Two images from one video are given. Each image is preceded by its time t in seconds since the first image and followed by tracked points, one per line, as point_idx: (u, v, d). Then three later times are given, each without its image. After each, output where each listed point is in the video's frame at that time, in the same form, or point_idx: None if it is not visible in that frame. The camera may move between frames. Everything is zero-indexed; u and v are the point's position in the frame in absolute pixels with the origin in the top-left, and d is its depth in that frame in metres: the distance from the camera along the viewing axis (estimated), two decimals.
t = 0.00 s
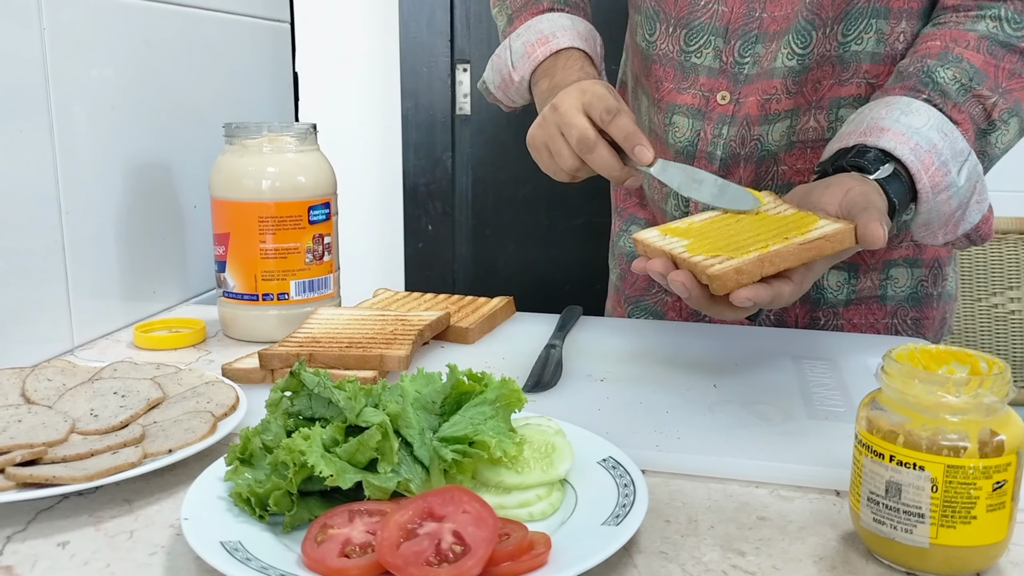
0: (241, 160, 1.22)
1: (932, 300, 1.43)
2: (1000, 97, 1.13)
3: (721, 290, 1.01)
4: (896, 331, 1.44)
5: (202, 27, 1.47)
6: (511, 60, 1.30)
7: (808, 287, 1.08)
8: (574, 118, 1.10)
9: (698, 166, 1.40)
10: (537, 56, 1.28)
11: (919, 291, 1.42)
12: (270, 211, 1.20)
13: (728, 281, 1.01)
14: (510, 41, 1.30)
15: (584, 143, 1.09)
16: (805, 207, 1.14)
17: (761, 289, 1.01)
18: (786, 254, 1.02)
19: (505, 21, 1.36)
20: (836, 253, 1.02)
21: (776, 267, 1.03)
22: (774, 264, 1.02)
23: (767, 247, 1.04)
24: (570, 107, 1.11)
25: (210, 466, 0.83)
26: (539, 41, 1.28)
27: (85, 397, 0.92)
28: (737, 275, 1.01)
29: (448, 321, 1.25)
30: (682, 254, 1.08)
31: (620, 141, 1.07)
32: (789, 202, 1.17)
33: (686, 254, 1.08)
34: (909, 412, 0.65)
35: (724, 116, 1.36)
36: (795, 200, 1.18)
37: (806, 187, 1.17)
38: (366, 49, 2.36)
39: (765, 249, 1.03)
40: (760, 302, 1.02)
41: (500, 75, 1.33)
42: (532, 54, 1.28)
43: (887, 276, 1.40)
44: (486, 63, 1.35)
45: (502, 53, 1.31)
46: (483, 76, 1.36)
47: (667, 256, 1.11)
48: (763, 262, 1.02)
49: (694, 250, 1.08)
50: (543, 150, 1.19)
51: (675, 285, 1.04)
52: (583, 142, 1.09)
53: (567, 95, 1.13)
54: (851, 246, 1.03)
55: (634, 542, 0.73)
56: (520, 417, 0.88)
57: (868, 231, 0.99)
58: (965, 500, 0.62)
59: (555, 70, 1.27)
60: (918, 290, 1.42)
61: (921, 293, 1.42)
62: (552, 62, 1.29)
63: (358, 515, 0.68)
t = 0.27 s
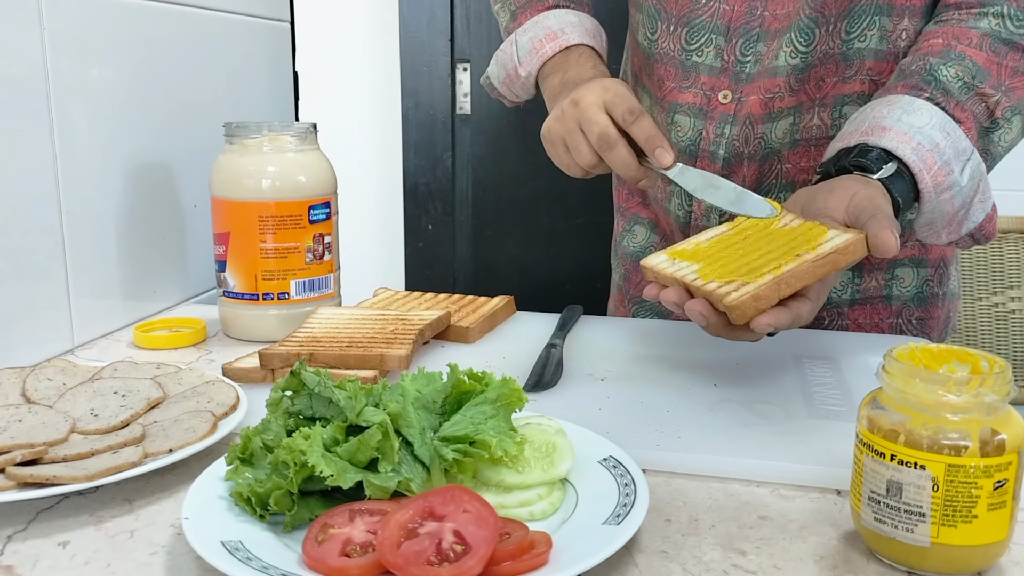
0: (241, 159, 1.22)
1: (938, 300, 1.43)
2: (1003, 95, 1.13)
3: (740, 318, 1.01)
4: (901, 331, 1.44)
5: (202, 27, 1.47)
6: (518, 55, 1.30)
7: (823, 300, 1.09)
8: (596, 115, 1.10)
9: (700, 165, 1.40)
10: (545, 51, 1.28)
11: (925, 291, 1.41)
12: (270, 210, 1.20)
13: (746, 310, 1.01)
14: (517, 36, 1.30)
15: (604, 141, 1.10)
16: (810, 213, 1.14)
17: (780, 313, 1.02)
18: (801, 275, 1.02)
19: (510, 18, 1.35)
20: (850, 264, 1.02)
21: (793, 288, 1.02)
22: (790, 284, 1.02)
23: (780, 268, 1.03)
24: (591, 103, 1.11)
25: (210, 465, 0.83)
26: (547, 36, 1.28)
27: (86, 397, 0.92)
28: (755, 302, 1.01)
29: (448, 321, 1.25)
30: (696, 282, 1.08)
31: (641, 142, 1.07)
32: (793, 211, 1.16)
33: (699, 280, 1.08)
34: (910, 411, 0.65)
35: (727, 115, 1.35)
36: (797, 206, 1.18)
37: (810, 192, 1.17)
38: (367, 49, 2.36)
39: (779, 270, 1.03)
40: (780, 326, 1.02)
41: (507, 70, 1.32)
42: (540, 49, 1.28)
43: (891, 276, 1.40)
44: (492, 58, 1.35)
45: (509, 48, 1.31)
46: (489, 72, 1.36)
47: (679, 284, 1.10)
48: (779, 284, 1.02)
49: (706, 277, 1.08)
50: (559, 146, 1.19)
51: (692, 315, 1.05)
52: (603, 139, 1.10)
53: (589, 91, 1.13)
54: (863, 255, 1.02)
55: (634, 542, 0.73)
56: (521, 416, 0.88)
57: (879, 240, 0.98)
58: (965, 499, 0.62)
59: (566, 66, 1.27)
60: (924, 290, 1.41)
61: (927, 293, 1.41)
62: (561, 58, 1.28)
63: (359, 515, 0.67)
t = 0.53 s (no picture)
0: (241, 160, 1.22)
1: (941, 300, 1.43)
2: (1000, 93, 1.13)
3: (738, 315, 1.01)
4: (904, 331, 1.44)
5: (202, 28, 1.48)
6: (527, 56, 1.30)
7: (819, 297, 1.09)
8: (603, 114, 1.09)
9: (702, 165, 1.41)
10: (553, 52, 1.28)
11: (928, 291, 1.41)
12: (270, 211, 1.21)
13: (744, 306, 1.00)
14: (524, 38, 1.30)
15: (612, 140, 1.09)
16: (804, 207, 1.15)
17: (778, 309, 1.01)
18: (799, 271, 1.02)
19: (516, 19, 1.35)
20: (847, 260, 1.02)
21: (790, 283, 1.03)
22: (787, 280, 1.02)
23: (777, 265, 1.04)
24: (598, 102, 1.10)
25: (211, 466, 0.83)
26: (554, 36, 1.28)
27: (87, 397, 0.92)
28: (752, 298, 1.01)
29: (449, 321, 1.25)
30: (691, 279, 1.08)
31: (648, 140, 1.06)
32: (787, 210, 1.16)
33: (695, 279, 1.07)
34: (910, 411, 0.65)
35: (729, 115, 1.36)
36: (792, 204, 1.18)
37: (805, 188, 1.17)
38: (367, 49, 2.36)
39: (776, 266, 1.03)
40: (778, 323, 1.02)
41: (515, 72, 1.32)
42: (548, 50, 1.28)
43: (894, 277, 1.40)
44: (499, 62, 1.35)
45: (516, 50, 1.31)
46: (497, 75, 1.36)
47: (675, 281, 1.10)
48: (776, 280, 1.02)
49: (703, 274, 1.08)
50: (567, 144, 1.18)
51: (689, 312, 1.04)
52: (611, 138, 1.09)
53: (596, 89, 1.12)
54: (859, 250, 1.03)
55: (635, 541, 0.73)
56: (521, 417, 0.88)
57: (875, 233, 0.99)
58: (965, 500, 0.62)
59: (576, 64, 1.27)
60: (926, 290, 1.42)
61: (930, 293, 1.42)
62: (570, 58, 1.28)
63: (359, 515, 0.68)
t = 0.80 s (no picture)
0: (241, 160, 1.22)
1: (942, 300, 1.43)
2: (995, 96, 1.13)
3: (722, 312, 1.01)
4: (905, 331, 1.44)
5: (202, 28, 1.47)
6: (529, 61, 1.31)
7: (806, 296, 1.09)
8: (591, 127, 1.10)
9: (699, 165, 1.41)
10: (555, 57, 1.28)
11: (929, 291, 1.41)
12: (271, 211, 1.21)
13: (727, 304, 1.01)
14: (526, 44, 1.31)
15: (599, 155, 1.10)
16: (793, 210, 1.15)
17: (761, 307, 1.02)
18: (783, 270, 1.02)
19: (518, 24, 1.35)
20: (831, 259, 1.02)
21: (774, 282, 1.02)
22: (771, 279, 1.02)
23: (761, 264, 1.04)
24: (586, 117, 1.11)
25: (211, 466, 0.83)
26: (556, 41, 1.28)
27: (87, 398, 0.93)
28: (735, 297, 1.01)
29: (449, 321, 1.25)
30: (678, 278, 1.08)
31: (634, 153, 1.06)
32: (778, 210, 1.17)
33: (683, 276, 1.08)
34: (910, 411, 0.65)
35: (726, 116, 1.35)
36: (782, 206, 1.18)
37: (795, 190, 1.17)
38: (367, 49, 2.36)
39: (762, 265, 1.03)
40: (761, 321, 1.02)
41: (519, 77, 1.33)
42: (550, 55, 1.28)
43: (894, 276, 1.40)
44: (503, 68, 1.36)
45: (519, 56, 1.32)
46: (501, 82, 1.37)
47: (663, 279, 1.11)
48: (760, 279, 1.02)
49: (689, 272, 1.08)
50: (564, 160, 1.19)
51: (675, 309, 1.05)
52: (597, 152, 1.09)
53: (583, 103, 1.13)
54: (844, 250, 1.02)
55: (634, 541, 0.73)
56: (522, 417, 0.88)
57: (857, 233, 0.99)
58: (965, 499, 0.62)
59: (575, 69, 1.27)
60: (928, 290, 1.41)
61: (931, 293, 1.41)
62: (571, 61, 1.28)
63: (359, 515, 0.68)
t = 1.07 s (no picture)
0: (241, 160, 1.22)
1: (944, 300, 1.43)
2: (1011, 98, 1.12)
3: (746, 318, 1.01)
4: (906, 331, 1.44)
5: (202, 28, 1.47)
6: (516, 60, 1.30)
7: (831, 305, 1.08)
8: (555, 115, 1.11)
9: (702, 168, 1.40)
10: (539, 53, 1.28)
11: (931, 291, 1.41)
12: (271, 211, 1.20)
13: (752, 309, 1.01)
14: (513, 41, 1.31)
15: (566, 141, 1.10)
16: (818, 218, 1.14)
17: (786, 314, 1.01)
18: (809, 277, 1.02)
19: (513, 21, 1.36)
20: (860, 269, 1.01)
21: (800, 289, 1.02)
22: (797, 286, 1.02)
23: (788, 270, 1.04)
24: (552, 105, 1.12)
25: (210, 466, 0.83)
26: (540, 36, 1.28)
27: (87, 397, 0.92)
28: (761, 302, 1.01)
29: (449, 321, 1.25)
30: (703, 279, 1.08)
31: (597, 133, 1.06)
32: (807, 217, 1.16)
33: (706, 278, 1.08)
34: (910, 410, 0.65)
35: (729, 117, 1.36)
36: (807, 212, 1.18)
37: (818, 196, 1.16)
38: (366, 49, 2.36)
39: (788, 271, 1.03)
40: (785, 328, 1.02)
41: (508, 76, 1.33)
42: (534, 51, 1.28)
43: (894, 275, 1.40)
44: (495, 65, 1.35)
45: (508, 54, 1.31)
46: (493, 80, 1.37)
47: (687, 281, 1.10)
48: (786, 285, 1.01)
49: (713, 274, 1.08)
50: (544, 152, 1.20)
51: (697, 311, 1.05)
52: (564, 139, 1.10)
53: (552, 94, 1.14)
54: (873, 261, 1.02)
55: (634, 541, 0.73)
56: (521, 417, 0.88)
57: (887, 245, 0.97)
58: (965, 499, 0.62)
59: (555, 65, 1.27)
60: (929, 290, 1.41)
61: (932, 293, 1.41)
62: (553, 57, 1.29)
63: (359, 515, 0.68)
